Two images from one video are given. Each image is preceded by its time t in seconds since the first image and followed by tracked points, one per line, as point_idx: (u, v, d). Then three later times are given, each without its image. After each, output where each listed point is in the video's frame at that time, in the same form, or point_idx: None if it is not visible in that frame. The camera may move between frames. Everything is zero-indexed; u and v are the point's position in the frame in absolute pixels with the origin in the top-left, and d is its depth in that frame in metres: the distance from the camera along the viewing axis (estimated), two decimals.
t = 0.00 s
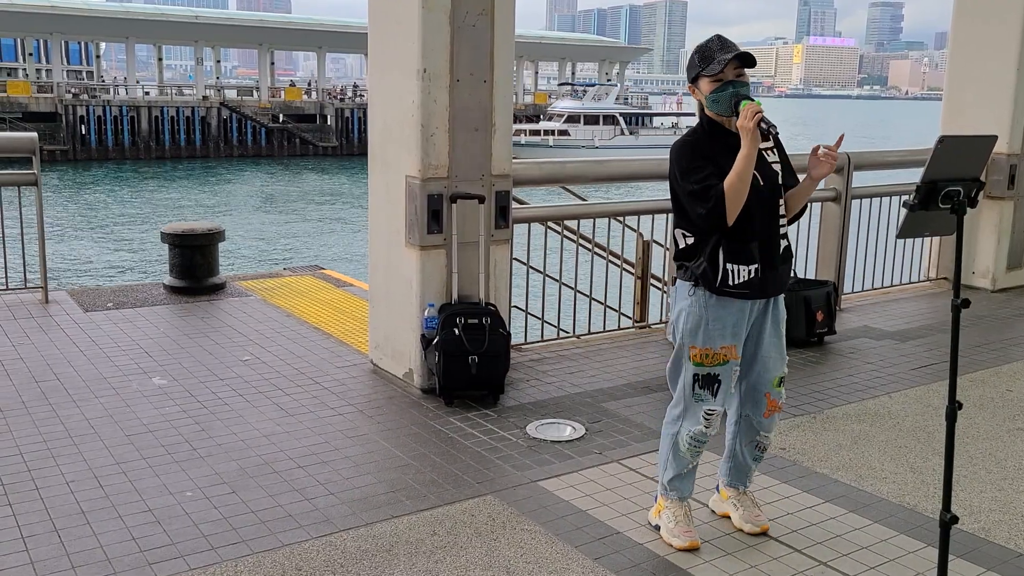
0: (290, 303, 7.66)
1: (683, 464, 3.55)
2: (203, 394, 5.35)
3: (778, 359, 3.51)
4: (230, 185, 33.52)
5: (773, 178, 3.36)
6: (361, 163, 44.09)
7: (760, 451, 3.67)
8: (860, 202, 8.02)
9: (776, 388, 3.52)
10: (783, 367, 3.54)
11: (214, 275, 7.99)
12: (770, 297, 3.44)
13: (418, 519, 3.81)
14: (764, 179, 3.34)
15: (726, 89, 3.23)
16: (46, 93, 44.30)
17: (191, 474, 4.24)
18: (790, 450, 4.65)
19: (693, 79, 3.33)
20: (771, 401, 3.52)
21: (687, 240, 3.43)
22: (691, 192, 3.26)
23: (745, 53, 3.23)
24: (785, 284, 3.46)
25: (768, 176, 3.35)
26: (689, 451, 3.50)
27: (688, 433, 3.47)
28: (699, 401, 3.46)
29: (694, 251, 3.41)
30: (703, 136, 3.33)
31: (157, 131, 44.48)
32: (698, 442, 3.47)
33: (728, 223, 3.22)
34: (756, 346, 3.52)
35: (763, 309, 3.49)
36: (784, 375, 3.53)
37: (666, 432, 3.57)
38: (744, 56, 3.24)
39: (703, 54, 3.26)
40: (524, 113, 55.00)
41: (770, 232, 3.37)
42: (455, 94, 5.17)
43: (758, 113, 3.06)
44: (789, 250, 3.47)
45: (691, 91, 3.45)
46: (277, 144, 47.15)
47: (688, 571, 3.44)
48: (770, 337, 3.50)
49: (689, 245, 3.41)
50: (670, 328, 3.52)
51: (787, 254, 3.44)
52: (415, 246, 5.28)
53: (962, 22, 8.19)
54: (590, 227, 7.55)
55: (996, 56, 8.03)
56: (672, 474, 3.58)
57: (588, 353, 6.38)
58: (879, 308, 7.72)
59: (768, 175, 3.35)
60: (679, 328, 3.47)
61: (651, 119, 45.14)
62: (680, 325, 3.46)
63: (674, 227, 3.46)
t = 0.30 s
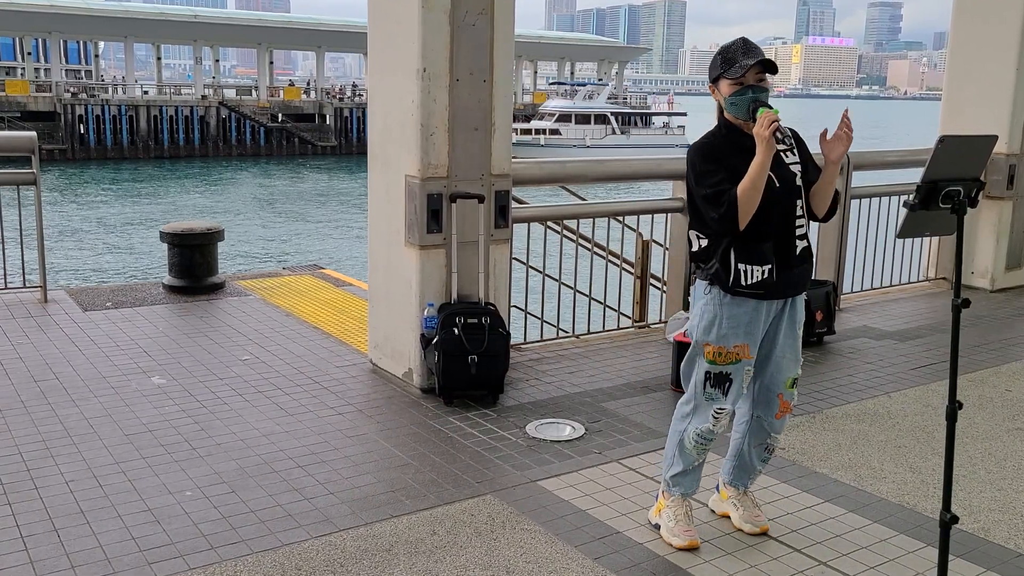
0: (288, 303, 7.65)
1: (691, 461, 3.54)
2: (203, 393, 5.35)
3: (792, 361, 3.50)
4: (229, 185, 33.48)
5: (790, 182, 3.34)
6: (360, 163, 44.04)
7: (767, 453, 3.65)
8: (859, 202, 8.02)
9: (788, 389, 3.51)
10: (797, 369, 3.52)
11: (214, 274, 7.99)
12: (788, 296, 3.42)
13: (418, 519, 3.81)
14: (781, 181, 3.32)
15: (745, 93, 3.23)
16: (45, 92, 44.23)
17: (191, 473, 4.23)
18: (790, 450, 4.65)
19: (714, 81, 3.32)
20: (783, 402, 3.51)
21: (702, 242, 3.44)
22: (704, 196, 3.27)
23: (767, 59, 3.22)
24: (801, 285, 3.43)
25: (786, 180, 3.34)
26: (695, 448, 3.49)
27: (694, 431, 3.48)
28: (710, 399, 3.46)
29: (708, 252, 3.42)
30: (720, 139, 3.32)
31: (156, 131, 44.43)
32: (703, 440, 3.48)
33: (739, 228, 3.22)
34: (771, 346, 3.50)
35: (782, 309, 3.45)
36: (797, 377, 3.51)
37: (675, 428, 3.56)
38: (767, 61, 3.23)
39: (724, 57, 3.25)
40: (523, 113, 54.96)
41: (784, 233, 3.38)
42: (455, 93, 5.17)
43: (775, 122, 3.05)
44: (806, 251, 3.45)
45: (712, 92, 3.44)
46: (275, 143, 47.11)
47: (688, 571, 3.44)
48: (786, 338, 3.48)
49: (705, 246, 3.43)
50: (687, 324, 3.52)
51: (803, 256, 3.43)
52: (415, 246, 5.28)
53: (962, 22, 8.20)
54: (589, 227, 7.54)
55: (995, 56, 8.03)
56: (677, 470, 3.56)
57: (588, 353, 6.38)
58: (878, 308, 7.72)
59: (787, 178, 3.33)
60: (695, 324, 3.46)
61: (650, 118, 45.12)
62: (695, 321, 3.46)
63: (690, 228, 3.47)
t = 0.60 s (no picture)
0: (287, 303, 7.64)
1: (695, 460, 3.54)
2: (202, 393, 5.34)
3: (802, 364, 3.48)
4: (228, 184, 33.46)
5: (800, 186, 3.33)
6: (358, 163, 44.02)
7: (774, 455, 3.65)
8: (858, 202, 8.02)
9: (797, 392, 3.50)
10: (808, 372, 3.51)
11: (213, 273, 7.99)
12: (798, 299, 3.40)
13: (417, 519, 3.80)
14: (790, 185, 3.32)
15: (759, 98, 3.22)
16: (43, 91, 44.22)
17: (190, 473, 4.23)
18: (789, 450, 4.64)
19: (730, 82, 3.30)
20: (791, 405, 3.50)
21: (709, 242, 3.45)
22: (711, 198, 3.28)
23: (784, 65, 3.19)
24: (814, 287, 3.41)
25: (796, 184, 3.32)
26: (698, 447, 3.49)
27: (697, 429, 3.48)
28: (715, 398, 3.46)
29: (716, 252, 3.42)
30: (733, 140, 3.31)
31: (154, 130, 44.42)
32: (706, 439, 3.47)
33: (743, 231, 3.24)
34: (781, 347, 3.49)
35: (793, 310, 3.44)
36: (807, 381, 3.50)
37: (681, 426, 3.56)
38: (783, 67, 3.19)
39: (740, 60, 3.22)
40: (522, 112, 54.96)
41: (795, 236, 3.36)
42: (455, 93, 5.16)
43: (783, 130, 3.04)
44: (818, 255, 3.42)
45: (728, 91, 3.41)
46: (274, 143, 47.11)
47: (688, 571, 3.44)
48: (797, 340, 3.46)
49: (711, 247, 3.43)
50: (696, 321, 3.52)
51: (815, 261, 3.40)
52: (414, 246, 5.27)
53: (961, 22, 8.20)
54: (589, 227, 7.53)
55: (994, 56, 8.04)
56: (679, 467, 3.57)
57: (587, 353, 6.38)
58: (877, 308, 7.72)
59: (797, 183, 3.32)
60: (703, 321, 3.47)
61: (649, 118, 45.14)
62: (704, 318, 3.47)
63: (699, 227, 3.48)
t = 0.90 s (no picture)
0: (286, 302, 7.63)
1: (692, 459, 3.54)
2: (200, 393, 5.33)
3: (799, 365, 3.46)
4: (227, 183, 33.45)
5: (801, 187, 3.32)
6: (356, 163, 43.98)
7: (772, 456, 3.65)
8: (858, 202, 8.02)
9: (793, 393, 3.48)
10: (805, 373, 3.49)
11: (211, 273, 7.97)
12: (795, 298, 3.38)
13: (416, 520, 3.80)
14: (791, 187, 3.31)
15: (761, 94, 3.20)
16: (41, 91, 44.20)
17: (188, 474, 4.22)
18: (789, 451, 4.64)
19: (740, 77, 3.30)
20: (787, 406, 3.49)
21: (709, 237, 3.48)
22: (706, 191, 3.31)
23: (793, 64, 3.17)
24: (811, 287, 3.39)
25: (797, 186, 3.31)
26: (697, 446, 3.49)
27: (696, 429, 3.48)
28: (710, 396, 3.45)
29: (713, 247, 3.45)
30: (737, 136, 3.32)
31: (152, 129, 44.39)
32: (705, 438, 3.47)
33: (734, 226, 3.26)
34: (777, 348, 3.47)
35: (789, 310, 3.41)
36: (804, 382, 3.48)
37: (680, 425, 3.56)
38: (789, 64, 3.16)
39: (748, 56, 3.22)
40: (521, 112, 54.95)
41: (792, 237, 3.35)
42: (454, 92, 5.16)
43: (778, 127, 3.05)
44: (817, 258, 3.40)
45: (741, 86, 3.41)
46: (273, 143, 47.08)
47: (687, 572, 3.43)
48: (794, 341, 3.44)
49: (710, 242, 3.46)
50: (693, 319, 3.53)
51: (812, 264, 3.38)
52: (413, 246, 5.27)
53: (960, 22, 8.20)
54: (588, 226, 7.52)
55: (993, 56, 8.04)
56: (678, 466, 3.57)
57: (586, 352, 6.37)
58: (876, 308, 7.71)
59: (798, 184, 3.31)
60: (699, 319, 3.48)
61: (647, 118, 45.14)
62: (699, 316, 3.48)
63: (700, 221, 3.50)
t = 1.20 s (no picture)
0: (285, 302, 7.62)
1: (686, 460, 3.52)
2: (198, 394, 5.31)
3: (785, 365, 3.45)
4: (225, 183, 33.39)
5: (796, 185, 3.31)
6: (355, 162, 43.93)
7: (764, 455, 3.63)
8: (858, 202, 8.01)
9: (779, 393, 3.47)
10: (791, 373, 3.48)
11: (209, 272, 7.96)
12: (781, 297, 3.36)
13: (416, 521, 3.78)
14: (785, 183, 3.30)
15: (765, 86, 3.18)
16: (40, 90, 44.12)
17: (187, 475, 4.20)
18: (789, 452, 4.63)
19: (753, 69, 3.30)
20: (773, 405, 3.49)
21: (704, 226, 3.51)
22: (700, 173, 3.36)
23: (803, 61, 3.15)
24: (799, 286, 3.37)
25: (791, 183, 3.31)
26: (691, 447, 3.48)
27: (689, 429, 3.47)
28: (696, 394, 3.45)
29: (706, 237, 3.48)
30: (742, 127, 3.35)
31: (151, 129, 44.32)
32: (700, 438, 3.46)
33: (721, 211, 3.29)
34: (763, 346, 3.46)
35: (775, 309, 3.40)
36: (790, 381, 3.47)
37: (674, 426, 3.56)
38: (796, 60, 3.14)
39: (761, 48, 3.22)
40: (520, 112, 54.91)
41: (781, 232, 3.34)
42: (454, 91, 5.14)
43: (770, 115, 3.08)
44: (806, 257, 3.39)
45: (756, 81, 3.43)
46: (271, 142, 47.03)
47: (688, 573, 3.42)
48: (779, 340, 3.43)
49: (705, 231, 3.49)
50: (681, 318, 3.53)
51: (801, 263, 3.37)
52: (412, 246, 5.25)
53: (960, 21, 8.20)
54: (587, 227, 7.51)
55: (993, 56, 8.03)
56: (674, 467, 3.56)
57: (586, 353, 6.36)
58: (876, 308, 7.70)
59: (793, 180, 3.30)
60: (686, 317, 3.49)
61: (645, 117, 45.13)
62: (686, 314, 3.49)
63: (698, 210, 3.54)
